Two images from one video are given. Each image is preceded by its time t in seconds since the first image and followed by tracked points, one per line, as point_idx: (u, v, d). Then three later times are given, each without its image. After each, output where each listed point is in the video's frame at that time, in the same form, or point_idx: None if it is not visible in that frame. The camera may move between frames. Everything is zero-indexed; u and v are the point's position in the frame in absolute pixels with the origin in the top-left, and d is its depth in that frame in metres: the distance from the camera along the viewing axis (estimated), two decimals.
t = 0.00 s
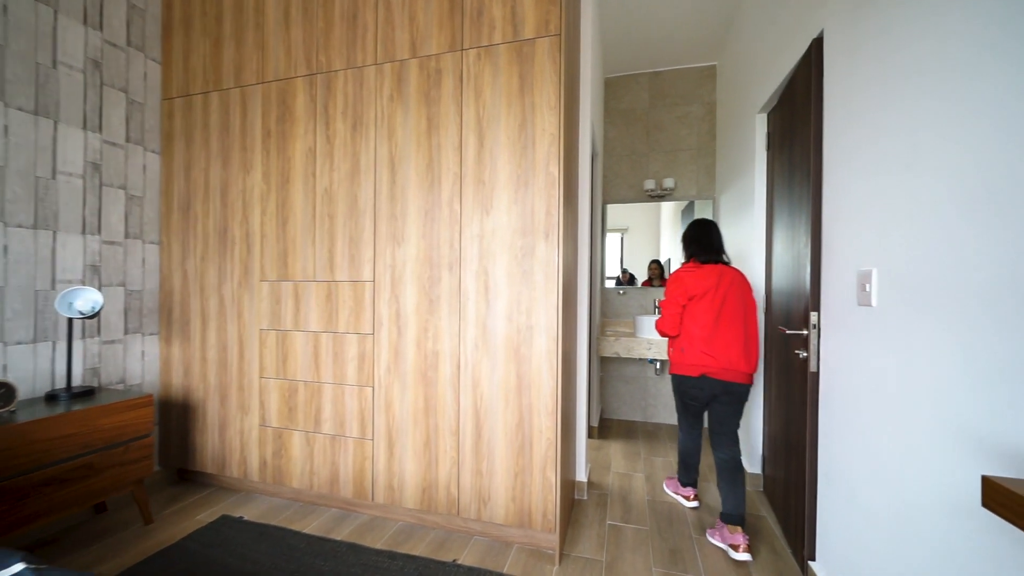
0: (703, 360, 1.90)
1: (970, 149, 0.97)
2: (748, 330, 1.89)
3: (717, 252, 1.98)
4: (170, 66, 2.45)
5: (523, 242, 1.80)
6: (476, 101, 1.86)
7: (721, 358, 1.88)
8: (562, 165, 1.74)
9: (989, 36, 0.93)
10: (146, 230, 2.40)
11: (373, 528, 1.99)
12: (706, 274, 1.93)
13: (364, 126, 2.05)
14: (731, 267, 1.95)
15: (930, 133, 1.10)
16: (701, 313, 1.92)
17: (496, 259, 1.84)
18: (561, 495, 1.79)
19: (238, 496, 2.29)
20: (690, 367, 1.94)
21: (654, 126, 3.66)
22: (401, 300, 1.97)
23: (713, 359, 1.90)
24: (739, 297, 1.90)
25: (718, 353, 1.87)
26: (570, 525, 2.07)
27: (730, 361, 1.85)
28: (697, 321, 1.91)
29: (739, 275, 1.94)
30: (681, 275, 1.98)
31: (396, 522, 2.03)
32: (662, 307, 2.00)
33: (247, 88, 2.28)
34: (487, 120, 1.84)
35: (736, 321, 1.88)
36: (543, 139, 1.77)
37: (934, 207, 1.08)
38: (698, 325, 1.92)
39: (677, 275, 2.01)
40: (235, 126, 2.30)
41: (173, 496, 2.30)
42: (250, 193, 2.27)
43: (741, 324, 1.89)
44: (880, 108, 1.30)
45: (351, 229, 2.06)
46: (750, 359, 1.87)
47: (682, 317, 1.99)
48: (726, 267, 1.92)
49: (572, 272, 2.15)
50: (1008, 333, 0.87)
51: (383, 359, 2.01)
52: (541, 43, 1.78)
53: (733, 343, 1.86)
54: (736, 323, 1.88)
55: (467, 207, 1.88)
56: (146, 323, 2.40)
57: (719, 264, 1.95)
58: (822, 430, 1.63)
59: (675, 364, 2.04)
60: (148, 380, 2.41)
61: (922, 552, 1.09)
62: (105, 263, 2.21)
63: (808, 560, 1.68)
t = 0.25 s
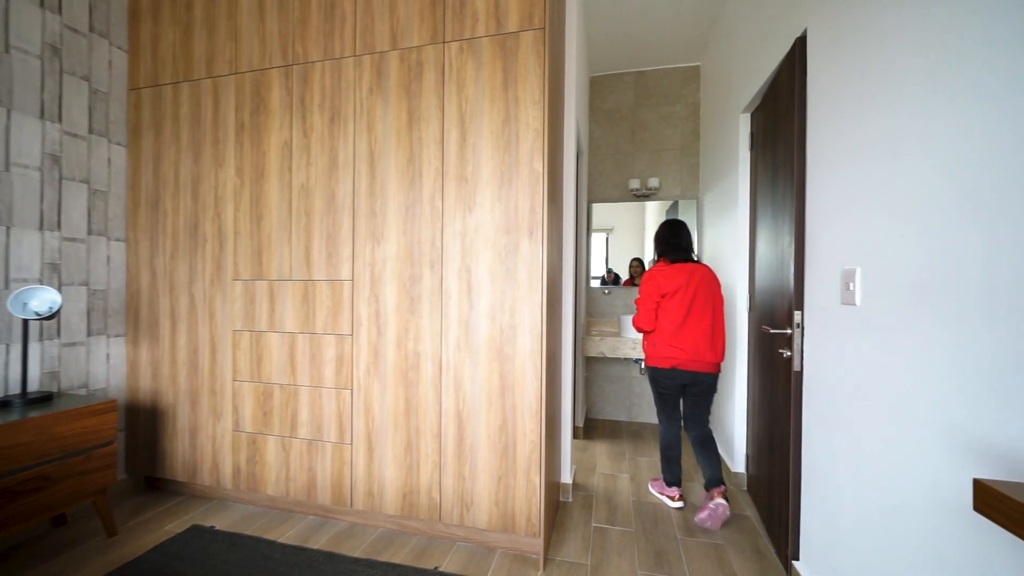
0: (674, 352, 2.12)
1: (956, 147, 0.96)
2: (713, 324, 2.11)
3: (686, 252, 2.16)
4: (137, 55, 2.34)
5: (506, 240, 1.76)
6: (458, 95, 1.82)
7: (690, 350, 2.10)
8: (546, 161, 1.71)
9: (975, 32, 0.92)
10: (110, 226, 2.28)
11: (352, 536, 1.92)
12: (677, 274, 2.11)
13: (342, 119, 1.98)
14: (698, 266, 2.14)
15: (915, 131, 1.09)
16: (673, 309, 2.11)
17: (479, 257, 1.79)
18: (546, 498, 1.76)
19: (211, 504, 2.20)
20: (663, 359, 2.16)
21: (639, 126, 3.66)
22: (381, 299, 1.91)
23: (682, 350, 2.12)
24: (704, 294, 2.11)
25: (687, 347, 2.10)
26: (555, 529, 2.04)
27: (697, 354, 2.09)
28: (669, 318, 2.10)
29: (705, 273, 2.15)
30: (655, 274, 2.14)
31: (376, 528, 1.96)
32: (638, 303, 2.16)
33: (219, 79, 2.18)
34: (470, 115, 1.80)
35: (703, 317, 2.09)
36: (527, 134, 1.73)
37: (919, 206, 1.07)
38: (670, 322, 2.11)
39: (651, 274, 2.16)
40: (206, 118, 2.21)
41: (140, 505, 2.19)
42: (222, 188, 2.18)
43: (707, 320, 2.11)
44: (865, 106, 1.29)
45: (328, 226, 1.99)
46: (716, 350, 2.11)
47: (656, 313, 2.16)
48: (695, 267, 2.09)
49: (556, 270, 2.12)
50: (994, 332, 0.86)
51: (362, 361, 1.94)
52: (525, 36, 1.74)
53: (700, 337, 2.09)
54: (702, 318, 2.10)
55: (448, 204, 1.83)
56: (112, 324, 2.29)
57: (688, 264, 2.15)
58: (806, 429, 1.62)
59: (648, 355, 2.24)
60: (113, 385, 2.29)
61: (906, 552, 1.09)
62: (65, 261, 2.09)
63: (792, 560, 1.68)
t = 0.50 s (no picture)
0: (661, 348, 2.12)
1: (944, 144, 0.94)
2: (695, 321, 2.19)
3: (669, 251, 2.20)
4: (102, 43, 2.22)
5: (489, 238, 1.71)
6: (439, 88, 1.76)
7: (677, 346, 2.13)
8: (530, 157, 1.66)
9: (964, 25, 0.89)
10: (73, 223, 2.16)
11: (329, 545, 1.85)
12: (664, 271, 2.14)
13: (318, 113, 1.91)
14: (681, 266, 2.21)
15: (903, 127, 1.06)
16: (660, 305, 2.12)
17: (461, 256, 1.73)
18: (530, 503, 1.71)
19: (181, 514, 2.10)
20: (651, 355, 2.14)
21: (625, 124, 3.63)
22: (360, 299, 1.84)
23: (668, 347, 2.13)
24: (688, 293, 2.17)
25: (676, 342, 2.11)
26: (539, 534, 1.99)
27: (684, 350, 2.12)
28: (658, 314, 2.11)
29: (684, 272, 2.23)
30: (643, 270, 2.14)
31: (355, 536, 1.89)
32: (625, 300, 2.14)
33: (189, 69, 2.09)
34: (451, 109, 1.74)
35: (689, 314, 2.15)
36: (510, 129, 1.68)
37: (907, 204, 1.04)
38: (660, 318, 2.11)
39: (640, 270, 2.16)
40: (176, 110, 2.11)
41: (105, 516, 2.08)
42: (192, 184, 2.08)
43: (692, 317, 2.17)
44: (851, 103, 1.27)
45: (305, 224, 1.91)
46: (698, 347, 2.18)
47: (644, 309, 2.15)
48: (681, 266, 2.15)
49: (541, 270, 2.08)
50: (983, 334, 0.83)
51: (339, 363, 1.87)
52: (508, 28, 1.69)
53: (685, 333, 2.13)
54: (686, 316, 2.15)
55: (429, 201, 1.77)
56: (75, 326, 2.17)
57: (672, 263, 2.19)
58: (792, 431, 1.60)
59: (634, 354, 2.21)
60: (76, 391, 2.17)
61: (893, 557, 1.06)
62: (22, 260, 1.97)
63: (778, 562, 1.67)
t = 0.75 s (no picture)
0: (660, 349, 2.16)
1: (937, 138, 0.89)
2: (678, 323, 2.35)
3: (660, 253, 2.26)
4: (65, 30, 2.11)
5: (471, 236, 1.64)
6: (419, 80, 1.69)
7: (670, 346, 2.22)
8: (513, 152, 1.60)
9: (959, 13, 0.85)
10: (33, 219, 2.05)
11: (305, 556, 1.77)
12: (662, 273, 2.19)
13: (293, 104, 1.82)
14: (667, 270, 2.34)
15: (895, 121, 1.02)
16: (660, 306, 2.18)
17: (442, 255, 1.67)
18: (513, 511, 1.65)
19: (150, 524, 2.01)
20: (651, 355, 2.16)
21: (614, 122, 3.59)
22: (337, 299, 1.77)
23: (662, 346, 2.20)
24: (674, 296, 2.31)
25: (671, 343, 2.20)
26: (524, 541, 1.94)
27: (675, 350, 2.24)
28: (660, 314, 2.15)
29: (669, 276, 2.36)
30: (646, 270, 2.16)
31: (332, 546, 1.82)
32: (633, 299, 2.12)
33: (157, 58, 1.99)
34: (432, 101, 1.67)
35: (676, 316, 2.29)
36: (493, 123, 1.62)
37: (899, 200, 1.00)
38: (660, 319, 2.17)
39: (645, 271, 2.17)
40: (143, 101, 2.01)
41: (68, 528, 1.98)
42: (160, 179, 1.98)
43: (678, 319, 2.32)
44: (841, 97, 1.23)
45: (279, 220, 1.83)
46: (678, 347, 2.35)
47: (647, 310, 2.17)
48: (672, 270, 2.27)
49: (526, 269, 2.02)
50: (979, 336, 0.79)
51: (315, 366, 1.79)
52: (490, 18, 1.63)
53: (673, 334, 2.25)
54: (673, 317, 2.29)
55: (409, 197, 1.70)
56: (35, 328, 2.06)
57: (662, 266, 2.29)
58: (780, 434, 1.57)
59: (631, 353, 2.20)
60: (37, 396, 2.06)
61: (885, 568, 1.03)
62: None
63: (767, 568, 1.63)
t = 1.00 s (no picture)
0: (658, 346, 2.26)
1: (933, 128, 0.84)
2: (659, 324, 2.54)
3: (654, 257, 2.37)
4: (28, 16, 2.01)
5: (452, 233, 1.58)
6: (398, 69, 1.62)
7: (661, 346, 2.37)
8: (497, 145, 1.53)
9: None
10: None
11: (280, 567, 1.69)
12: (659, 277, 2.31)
13: (268, 95, 1.75)
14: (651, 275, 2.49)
15: (889, 112, 0.97)
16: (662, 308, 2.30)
17: (423, 252, 1.60)
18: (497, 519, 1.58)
19: (119, 534, 1.92)
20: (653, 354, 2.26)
21: (605, 119, 3.54)
22: (313, 299, 1.69)
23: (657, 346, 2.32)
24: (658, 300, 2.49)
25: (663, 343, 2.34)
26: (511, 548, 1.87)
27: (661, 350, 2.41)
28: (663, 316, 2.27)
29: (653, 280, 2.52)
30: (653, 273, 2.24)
31: (309, 556, 1.73)
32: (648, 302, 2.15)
33: (126, 46, 1.90)
34: (412, 92, 1.60)
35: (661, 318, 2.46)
36: (475, 115, 1.55)
37: (893, 193, 0.95)
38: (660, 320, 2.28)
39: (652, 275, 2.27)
40: (111, 91, 1.92)
41: (32, 539, 1.88)
42: (129, 173, 1.90)
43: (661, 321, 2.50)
44: (834, 88, 1.17)
45: (253, 217, 1.75)
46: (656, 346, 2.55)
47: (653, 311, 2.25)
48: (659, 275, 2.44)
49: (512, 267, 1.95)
50: (977, 338, 0.74)
51: (291, 369, 1.72)
52: (472, 5, 1.56)
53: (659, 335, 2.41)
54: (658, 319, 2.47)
55: (388, 192, 1.63)
56: None
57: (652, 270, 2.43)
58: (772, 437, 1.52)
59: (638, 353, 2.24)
60: None
61: None
62: None
63: None
